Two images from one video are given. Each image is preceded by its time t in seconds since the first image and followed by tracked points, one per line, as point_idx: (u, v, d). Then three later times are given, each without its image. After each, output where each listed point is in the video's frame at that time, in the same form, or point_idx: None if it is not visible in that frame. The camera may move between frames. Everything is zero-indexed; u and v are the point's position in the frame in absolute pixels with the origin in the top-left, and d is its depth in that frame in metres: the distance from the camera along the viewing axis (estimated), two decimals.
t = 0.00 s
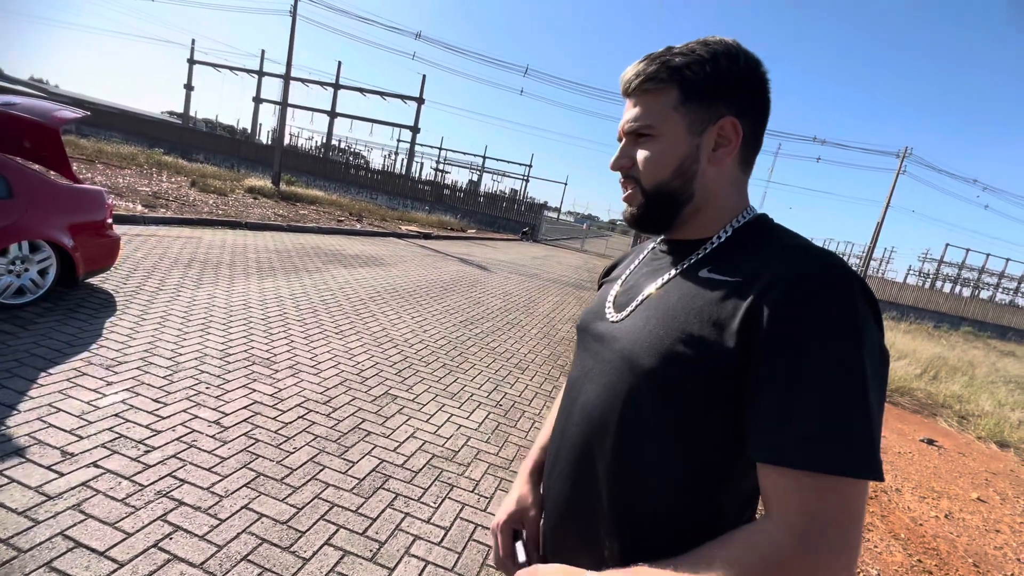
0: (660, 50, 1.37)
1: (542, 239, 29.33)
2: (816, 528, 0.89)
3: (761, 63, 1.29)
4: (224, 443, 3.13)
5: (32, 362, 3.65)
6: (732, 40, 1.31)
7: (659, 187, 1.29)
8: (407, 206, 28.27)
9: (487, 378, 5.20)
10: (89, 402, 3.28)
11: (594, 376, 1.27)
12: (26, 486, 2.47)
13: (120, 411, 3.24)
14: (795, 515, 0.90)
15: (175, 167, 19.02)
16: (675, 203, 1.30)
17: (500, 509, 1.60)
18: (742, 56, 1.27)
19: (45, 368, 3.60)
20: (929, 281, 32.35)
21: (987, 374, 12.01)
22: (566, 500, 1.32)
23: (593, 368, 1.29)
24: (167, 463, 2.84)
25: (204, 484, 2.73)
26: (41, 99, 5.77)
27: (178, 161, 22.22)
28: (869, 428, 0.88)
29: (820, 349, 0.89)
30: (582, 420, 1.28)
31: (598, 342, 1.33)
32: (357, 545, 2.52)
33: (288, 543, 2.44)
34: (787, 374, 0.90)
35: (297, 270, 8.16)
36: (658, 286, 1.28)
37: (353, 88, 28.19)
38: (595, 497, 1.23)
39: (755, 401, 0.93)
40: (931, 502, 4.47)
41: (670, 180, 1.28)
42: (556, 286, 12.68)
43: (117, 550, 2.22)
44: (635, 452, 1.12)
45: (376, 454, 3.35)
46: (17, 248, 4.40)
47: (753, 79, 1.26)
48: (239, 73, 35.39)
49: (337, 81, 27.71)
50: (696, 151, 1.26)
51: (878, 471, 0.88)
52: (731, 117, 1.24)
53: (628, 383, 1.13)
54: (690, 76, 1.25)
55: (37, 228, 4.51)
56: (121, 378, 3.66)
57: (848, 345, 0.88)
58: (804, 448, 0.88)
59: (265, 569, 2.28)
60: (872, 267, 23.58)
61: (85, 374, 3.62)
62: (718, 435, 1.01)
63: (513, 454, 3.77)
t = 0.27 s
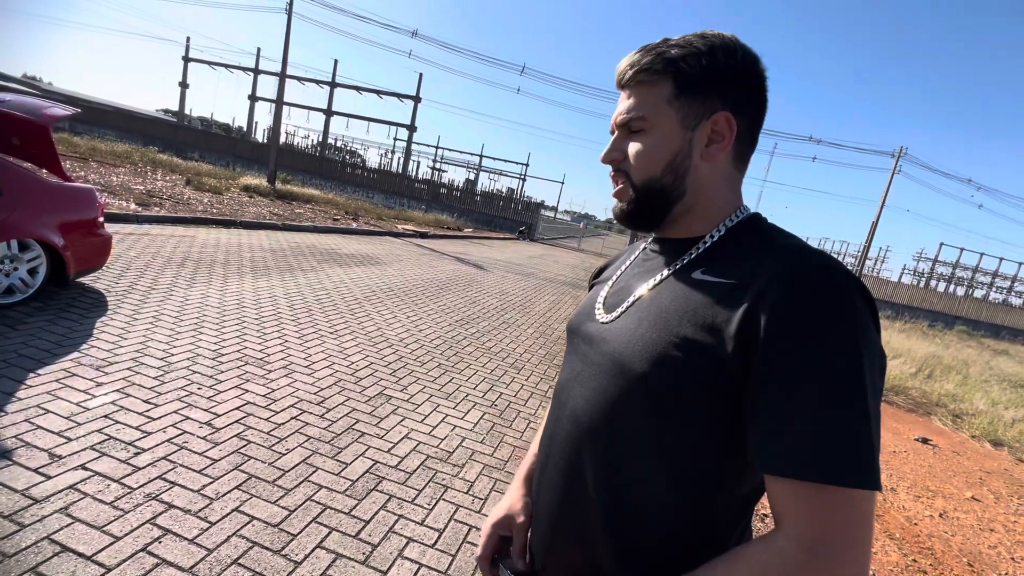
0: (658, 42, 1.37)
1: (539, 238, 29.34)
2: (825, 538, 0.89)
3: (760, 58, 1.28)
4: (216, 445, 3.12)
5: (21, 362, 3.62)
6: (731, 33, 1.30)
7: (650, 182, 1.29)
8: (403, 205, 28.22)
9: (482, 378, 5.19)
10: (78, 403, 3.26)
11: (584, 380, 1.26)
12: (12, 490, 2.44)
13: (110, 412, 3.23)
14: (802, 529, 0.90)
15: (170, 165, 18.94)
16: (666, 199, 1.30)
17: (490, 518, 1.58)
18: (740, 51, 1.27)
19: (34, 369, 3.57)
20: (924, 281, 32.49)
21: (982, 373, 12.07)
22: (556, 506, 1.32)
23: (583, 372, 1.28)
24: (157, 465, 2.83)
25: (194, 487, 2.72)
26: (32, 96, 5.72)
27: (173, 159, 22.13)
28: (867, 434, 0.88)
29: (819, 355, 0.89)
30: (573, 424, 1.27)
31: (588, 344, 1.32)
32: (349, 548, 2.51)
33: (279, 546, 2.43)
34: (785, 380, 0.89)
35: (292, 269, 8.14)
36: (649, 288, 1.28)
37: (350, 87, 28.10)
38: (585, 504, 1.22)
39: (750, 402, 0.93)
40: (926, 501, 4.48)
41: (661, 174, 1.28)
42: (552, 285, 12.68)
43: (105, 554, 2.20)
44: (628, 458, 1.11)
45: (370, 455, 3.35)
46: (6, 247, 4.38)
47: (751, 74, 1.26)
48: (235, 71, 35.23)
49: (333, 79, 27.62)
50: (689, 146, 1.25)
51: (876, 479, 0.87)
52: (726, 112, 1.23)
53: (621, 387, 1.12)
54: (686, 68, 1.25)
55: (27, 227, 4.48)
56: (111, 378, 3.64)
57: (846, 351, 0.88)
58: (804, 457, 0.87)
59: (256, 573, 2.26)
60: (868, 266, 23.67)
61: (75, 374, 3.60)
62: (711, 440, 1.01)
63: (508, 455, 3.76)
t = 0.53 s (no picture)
0: (656, 42, 1.37)
1: (536, 237, 29.36)
2: (820, 542, 0.89)
3: (761, 54, 1.27)
4: (213, 445, 3.11)
5: (16, 362, 3.60)
6: (731, 30, 1.30)
7: (653, 183, 1.29)
8: (401, 204, 28.18)
9: (481, 377, 5.19)
10: (74, 404, 3.25)
11: (588, 381, 1.26)
12: (8, 491, 2.43)
13: (107, 413, 3.22)
14: (798, 531, 0.89)
15: (166, 164, 18.87)
16: (670, 200, 1.30)
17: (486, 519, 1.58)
18: (741, 48, 1.26)
19: (30, 369, 3.55)
20: (920, 279, 32.63)
21: (978, 371, 12.13)
22: (559, 508, 1.31)
23: (587, 373, 1.27)
24: (154, 465, 2.82)
25: (192, 487, 2.71)
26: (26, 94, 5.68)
27: (169, 158, 22.04)
28: (873, 439, 0.88)
29: (826, 359, 0.89)
30: (576, 426, 1.26)
31: (592, 345, 1.31)
32: (348, 549, 2.51)
33: (278, 547, 2.43)
34: (793, 384, 0.89)
35: (289, 268, 8.12)
36: (653, 289, 1.27)
37: (347, 85, 28.01)
38: (589, 506, 1.22)
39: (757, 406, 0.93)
40: (923, 499, 4.51)
41: (664, 176, 1.28)
42: (550, 284, 12.68)
43: (102, 555, 2.19)
44: (633, 460, 1.11)
45: (368, 455, 3.34)
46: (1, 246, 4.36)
47: (754, 70, 1.25)
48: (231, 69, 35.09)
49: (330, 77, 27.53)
50: (691, 147, 1.25)
51: (880, 484, 0.88)
52: (727, 112, 1.23)
53: (626, 389, 1.12)
54: (686, 69, 1.25)
55: (22, 226, 4.46)
56: (108, 378, 3.63)
57: (854, 355, 0.88)
58: (811, 462, 0.87)
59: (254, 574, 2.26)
60: (864, 265, 23.76)
61: (71, 374, 3.58)
62: (717, 444, 1.01)
63: (507, 454, 3.77)
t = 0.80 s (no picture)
0: (652, 41, 1.37)
1: (535, 235, 29.37)
2: (819, 542, 0.89)
3: (759, 50, 1.27)
4: (212, 444, 3.11)
5: (14, 361, 3.60)
6: (728, 27, 1.30)
7: (653, 182, 1.29)
8: (399, 202, 28.15)
9: (480, 376, 5.19)
10: (73, 403, 3.25)
11: (588, 380, 1.26)
12: (6, 491, 2.43)
13: (105, 412, 3.21)
14: (797, 530, 0.90)
15: (164, 162, 18.83)
16: (670, 199, 1.29)
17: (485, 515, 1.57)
18: (738, 45, 1.26)
19: (27, 368, 3.54)
20: (918, 278, 32.69)
21: (976, 369, 12.16)
22: (558, 507, 1.31)
23: (587, 372, 1.27)
24: (153, 464, 2.82)
25: (191, 486, 2.71)
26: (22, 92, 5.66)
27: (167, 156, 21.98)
28: (873, 440, 0.88)
29: (826, 358, 0.89)
30: (575, 425, 1.26)
31: (592, 344, 1.31)
32: (348, 548, 2.51)
33: (277, 546, 2.43)
34: (794, 384, 0.89)
35: (288, 267, 8.12)
36: (654, 288, 1.27)
37: (345, 83, 27.94)
38: (589, 505, 1.22)
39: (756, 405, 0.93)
40: (922, 497, 4.52)
41: (663, 175, 1.27)
42: (549, 282, 12.68)
43: (101, 554, 2.19)
44: (632, 460, 1.11)
45: (368, 454, 3.34)
46: None
47: (751, 66, 1.25)
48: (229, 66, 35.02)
49: (328, 75, 27.48)
50: (690, 145, 1.25)
51: (881, 484, 0.88)
52: (726, 108, 1.23)
53: (625, 388, 1.12)
54: (682, 67, 1.25)
55: (20, 225, 4.45)
56: (106, 377, 3.63)
57: (853, 355, 0.88)
58: (811, 462, 0.87)
59: (253, 573, 2.26)
60: (862, 263, 23.80)
61: (69, 374, 3.58)
62: (718, 444, 1.01)
63: (506, 453, 3.77)
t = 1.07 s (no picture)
0: (647, 39, 1.37)
1: (535, 233, 29.38)
2: (817, 542, 0.89)
3: (753, 46, 1.26)
4: (211, 442, 3.11)
5: (12, 359, 3.59)
6: (722, 23, 1.29)
7: (648, 181, 1.29)
8: (399, 200, 28.13)
9: (479, 374, 5.19)
10: (71, 401, 3.25)
11: (584, 378, 1.26)
12: (5, 489, 2.43)
13: (104, 410, 3.21)
14: (797, 530, 0.89)
15: (163, 160, 18.79)
16: (665, 198, 1.30)
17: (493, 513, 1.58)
18: (732, 41, 1.26)
19: (26, 366, 3.54)
20: (917, 276, 32.72)
21: (975, 367, 12.18)
22: (555, 505, 1.32)
23: (583, 370, 1.28)
24: (152, 462, 2.82)
25: (189, 484, 2.71)
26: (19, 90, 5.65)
27: (165, 154, 21.93)
28: (868, 439, 0.88)
29: (821, 356, 0.89)
30: (572, 423, 1.27)
31: (589, 342, 1.32)
32: (347, 546, 2.51)
33: (276, 544, 2.43)
34: (788, 380, 0.90)
35: (287, 265, 8.11)
36: (651, 286, 1.27)
37: (344, 80, 27.88)
38: (584, 503, 1.22)
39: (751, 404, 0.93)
40: (920, 495, 4.53)
41: (659, 173, 1.28)
42: (548, 280, 12.69)
43: (100, 552, 2.20)
44: (627, 458, 1.11)
45: (366, 452, 3.34)
46: None
47: (745, 62, 1.25)
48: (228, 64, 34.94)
49: (327, 73, 27.43)
50: (685, 143, 1.25)
51: (876, 481, 0.88)
52: (720, 105, 1.22)
53: (621, 386, 1.12)
54: (676, 65, 1.25)
55: (18, 222, 4.44)
56: (104, 375, 3.63)
57: (848, 353, 0.88)
58: (805, 461, 0.87)
59: (252, 570, 2.26)
60: (862, 261, 23.80)
61: (68, 372, 3.58)
62: (713, 441, 1.01)
63: (505, 451, 3.77)
